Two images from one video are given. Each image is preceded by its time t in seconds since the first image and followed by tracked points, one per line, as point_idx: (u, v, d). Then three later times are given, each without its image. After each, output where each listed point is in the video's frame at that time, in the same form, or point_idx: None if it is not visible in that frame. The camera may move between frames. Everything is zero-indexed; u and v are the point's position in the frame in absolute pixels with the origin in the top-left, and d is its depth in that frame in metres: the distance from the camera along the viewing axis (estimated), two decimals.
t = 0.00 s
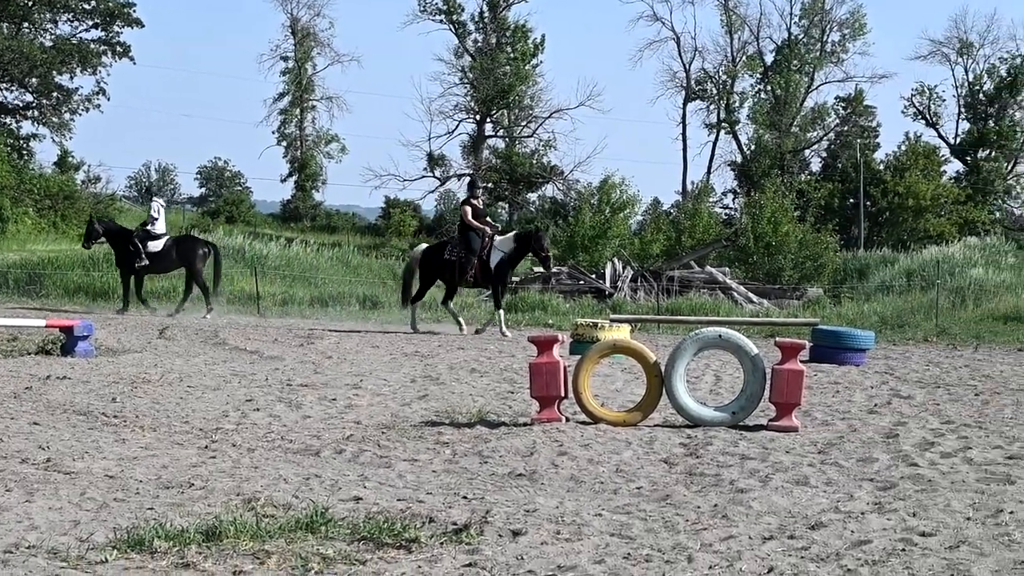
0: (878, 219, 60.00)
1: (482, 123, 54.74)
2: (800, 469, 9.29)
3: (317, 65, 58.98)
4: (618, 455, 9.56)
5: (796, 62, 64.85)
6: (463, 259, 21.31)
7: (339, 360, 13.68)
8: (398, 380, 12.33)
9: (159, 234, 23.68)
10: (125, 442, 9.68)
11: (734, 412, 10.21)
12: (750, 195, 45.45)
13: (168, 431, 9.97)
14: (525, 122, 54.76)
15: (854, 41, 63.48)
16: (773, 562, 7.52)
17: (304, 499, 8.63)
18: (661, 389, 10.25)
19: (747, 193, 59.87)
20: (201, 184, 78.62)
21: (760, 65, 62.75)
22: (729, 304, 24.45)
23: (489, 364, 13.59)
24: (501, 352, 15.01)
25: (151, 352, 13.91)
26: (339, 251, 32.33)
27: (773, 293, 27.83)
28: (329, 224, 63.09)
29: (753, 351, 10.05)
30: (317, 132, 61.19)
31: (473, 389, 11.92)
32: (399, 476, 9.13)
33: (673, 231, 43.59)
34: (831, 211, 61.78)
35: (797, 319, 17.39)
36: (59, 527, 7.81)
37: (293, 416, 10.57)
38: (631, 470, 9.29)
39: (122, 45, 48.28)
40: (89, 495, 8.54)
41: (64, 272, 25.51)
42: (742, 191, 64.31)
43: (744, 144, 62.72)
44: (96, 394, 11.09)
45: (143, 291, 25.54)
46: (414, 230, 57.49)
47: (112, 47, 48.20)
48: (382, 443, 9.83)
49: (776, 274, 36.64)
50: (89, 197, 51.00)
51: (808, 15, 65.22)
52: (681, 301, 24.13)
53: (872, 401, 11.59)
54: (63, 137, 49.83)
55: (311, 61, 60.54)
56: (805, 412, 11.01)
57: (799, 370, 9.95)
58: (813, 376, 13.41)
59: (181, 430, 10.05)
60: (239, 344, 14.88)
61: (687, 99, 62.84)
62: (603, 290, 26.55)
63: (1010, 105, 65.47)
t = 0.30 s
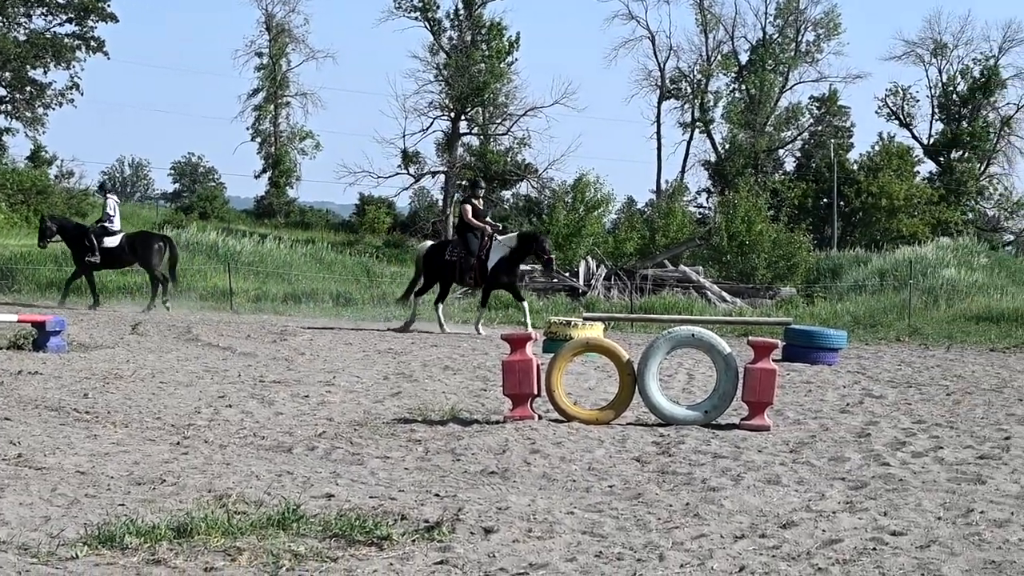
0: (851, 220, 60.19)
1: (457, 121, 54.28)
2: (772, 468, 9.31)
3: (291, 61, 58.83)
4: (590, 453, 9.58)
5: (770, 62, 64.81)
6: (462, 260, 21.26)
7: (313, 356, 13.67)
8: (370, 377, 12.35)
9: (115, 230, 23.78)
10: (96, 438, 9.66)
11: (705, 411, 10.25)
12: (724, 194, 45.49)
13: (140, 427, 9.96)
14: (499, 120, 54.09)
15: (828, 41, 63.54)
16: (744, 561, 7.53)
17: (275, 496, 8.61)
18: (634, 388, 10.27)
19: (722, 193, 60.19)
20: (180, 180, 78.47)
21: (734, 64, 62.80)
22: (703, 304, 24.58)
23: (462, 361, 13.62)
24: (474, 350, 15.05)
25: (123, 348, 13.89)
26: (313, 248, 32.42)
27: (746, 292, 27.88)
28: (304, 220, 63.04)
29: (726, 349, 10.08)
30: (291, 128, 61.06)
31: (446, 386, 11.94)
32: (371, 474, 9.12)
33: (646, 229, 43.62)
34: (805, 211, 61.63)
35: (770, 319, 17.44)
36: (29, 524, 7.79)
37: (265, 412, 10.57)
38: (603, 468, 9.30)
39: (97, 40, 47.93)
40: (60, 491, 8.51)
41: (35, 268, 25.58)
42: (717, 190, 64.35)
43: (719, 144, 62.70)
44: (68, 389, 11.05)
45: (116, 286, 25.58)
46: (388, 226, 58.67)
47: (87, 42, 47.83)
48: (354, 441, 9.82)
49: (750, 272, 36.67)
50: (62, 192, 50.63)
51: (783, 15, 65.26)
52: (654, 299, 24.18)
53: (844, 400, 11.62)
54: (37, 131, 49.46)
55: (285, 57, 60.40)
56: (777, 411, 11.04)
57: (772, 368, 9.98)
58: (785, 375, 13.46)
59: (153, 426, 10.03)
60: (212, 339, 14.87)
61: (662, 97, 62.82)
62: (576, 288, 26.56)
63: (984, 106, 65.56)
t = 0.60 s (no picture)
0: (846, 218, 60.23)
1: (450, 120, 54.28)
2: (765, 466, 9.32)
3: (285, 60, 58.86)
4: (584, 451, 9.58)
5: (763, 60, 64.89)
6: (485, 258, 20.99)
7: (307, 355, 13.67)
8: (364, 375, 12.34)
9: (91, 228, 23.85)
10: (90, 436, 9.65)
11: (700, 410, 10.24)
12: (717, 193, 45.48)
13: (133, 426, 9.96)
14: (493, 118, 54.20)
15: (822, 40, 63.58)
16: (738, 559, 7.53)
17: (269, 494, 8.61)
18: (628, 386, 10.26)
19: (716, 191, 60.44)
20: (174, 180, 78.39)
21: (728, 62, 62.89)
22: (697, 303, 24.52)
23: (455, 360, 13.63)
24: (468, 349, 15.04)
25: (117, 346, 13.88)
26: (306, 246, 32.47)
27: (739, 291, 27.85)
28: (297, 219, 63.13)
29: (721, 349, 10.07)
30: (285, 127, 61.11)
31: (440, 385, 11.94)
32: (366, 472, 9.12)
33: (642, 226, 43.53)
34: (799, 209, 61.23)
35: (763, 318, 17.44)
36: (23, 522, 7.77)
37: (259, 411, 10.57)
38: (597, 467, 9.30)
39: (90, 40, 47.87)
40: (54, 490, 8.49)
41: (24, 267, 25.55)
42: (710, 189, 64.30)
43: (712, 142, 62.66)
44: (62, 389, 11.05)
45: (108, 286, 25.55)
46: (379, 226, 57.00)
47: (80, 41, 47.79)
48: (348, 439, 9.83)
49: (745, 273, 36.20)
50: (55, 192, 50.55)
51: (777, 13, 65.35)
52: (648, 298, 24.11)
53: (837, 399, 11.64)
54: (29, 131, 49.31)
55: (279, 56, 60.43)
56: (770, 410, 11.05)
57: (765, 368, 9.98)
58: (778, 374, 13.46)
59: (147, 425, 10.03)
60: (206, 338, 14.87)
61: (656, 96, 62.84)
62: (570, 287, 26.47)
63: (977, 105, 65.72)
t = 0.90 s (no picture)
0: (830, 217, 60.25)
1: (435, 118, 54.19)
2: (749, 465, 9.33)
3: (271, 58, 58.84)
4: (567, 450, 9.59)
5: (749, 60, 64.54)
6: (497, 258, 20.73)
7: (291, 354, 13.69)
8: (348, 374, 12.36)
9: (53, 226, 23.88)
10: (74, 436, 9.66)
11: (684, 409, 10.26)
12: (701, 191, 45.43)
13: (118, 425, 9.96)
14: (478, 117, 54.10)
15: (808, 39, 63.48)
16: (721, 558, 7.53)
17: (252, 494, 8.61)
18: (612, 384, 10.27)
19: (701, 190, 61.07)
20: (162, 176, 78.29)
21: (713, 62, 62.84)
22: (682, 302, 24.48)
23: (439, 358, 13.66)
24: (453, 347, 15.05)
25: (100, 345, 13.88)
26: (291, 244, 32.53)
27: (724, 290, 27.87)
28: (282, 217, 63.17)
29: (705, 348, 10.10)
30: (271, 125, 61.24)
31: (424, 384, 11.95)
32: (350, 472, 9.13)
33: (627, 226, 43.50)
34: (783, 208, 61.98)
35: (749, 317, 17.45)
36: (7, 523, 7.78)
37: (244, 410, 10.59)
38: (580, 466, 9.31)
39: (73, 37, 47.78)
40: (37, 490, 8.49)
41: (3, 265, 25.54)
42: (695, 187, 64.28)
43: (697, 141, 62.65)
44: (45, 388, 11.06)
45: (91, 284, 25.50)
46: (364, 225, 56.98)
47: (64, 39, 47.74)
48: (332, 439, 9.84)
49: (729, 270, 36.30)
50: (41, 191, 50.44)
51: (762, 12, 65.26)
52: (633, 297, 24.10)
53: (821, 398, 11.67)
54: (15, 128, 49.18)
55: (263, 54, 60.44)
56: (755, 409, 11.07)
57: (749, 366, 10.01)
58: (763, 373, 13.49)
59: (131, 425, 10.04)
60: (190, 337, 14.87)
61: (641, 95, 62.76)
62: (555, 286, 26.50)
63: (962, 104, 64.93)
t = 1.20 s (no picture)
0: (778, 217, 60.28)
1: (384, 122, 54.11)
2: (699, 466, 9.37)
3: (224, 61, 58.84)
4: (519, 453, 9.62)
5: (696, 60, 64.98)
6: (475, 262, 20.73)
7: (242, 360, 13.71)
8: (299, 380, 12.39)
9: None
10: (22, 443, 9.62)
11: (635, 411, 10.34)
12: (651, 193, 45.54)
13: (66, 433, 9.94)
14: (428, 120, 54.09)
15: (755, 40, 63.67)
16: (671, 560, 7.52)
17: (202, 501, 8.56)
18: (563, 386, 10.38)
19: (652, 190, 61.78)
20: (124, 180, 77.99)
21: (661, 63, 62.98)
22: (631, 304, 24.67)
23: (390, 363, 13.72)
24: (403, 351, 15.11)
25: (48, 352, 13.84)
26: (240, 250, 32.55)
27: (674, 291, 28.07)
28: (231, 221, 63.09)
29: (654, 350, 10.19)
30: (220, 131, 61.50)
31: (375, 388, 11.99)
32: (300, 477, 9.12)
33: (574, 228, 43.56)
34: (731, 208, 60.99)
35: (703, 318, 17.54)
36: None
37: (193, 416, 10.60)
38: (532, 468, 9.33)
39: (19, 44, 47.54)
40: None
41: None
42: (645, 189, 64.43)
43: (647, 143, 62.83)
44: None
45: (42, 290, 25.31)
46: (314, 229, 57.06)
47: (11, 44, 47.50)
48: (283, 444, 9.84)
49: (678, 272, 36.47)
50: None
51: (709, 14, 65.42)
52: (583, 300, 24.26)
53: (771, 398, 11.76)
54: None
55: (211, 59, 60.62)
56: (704, 410, 11.14)
57: (698, 368, 10.10)
58: (712, 373, 13.61)
59: (79, 432, 10.03)
60: (140, 344, 14.86)
61: (590, 97, 62.79)
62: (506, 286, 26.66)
63: (908, 103, 65.09)
